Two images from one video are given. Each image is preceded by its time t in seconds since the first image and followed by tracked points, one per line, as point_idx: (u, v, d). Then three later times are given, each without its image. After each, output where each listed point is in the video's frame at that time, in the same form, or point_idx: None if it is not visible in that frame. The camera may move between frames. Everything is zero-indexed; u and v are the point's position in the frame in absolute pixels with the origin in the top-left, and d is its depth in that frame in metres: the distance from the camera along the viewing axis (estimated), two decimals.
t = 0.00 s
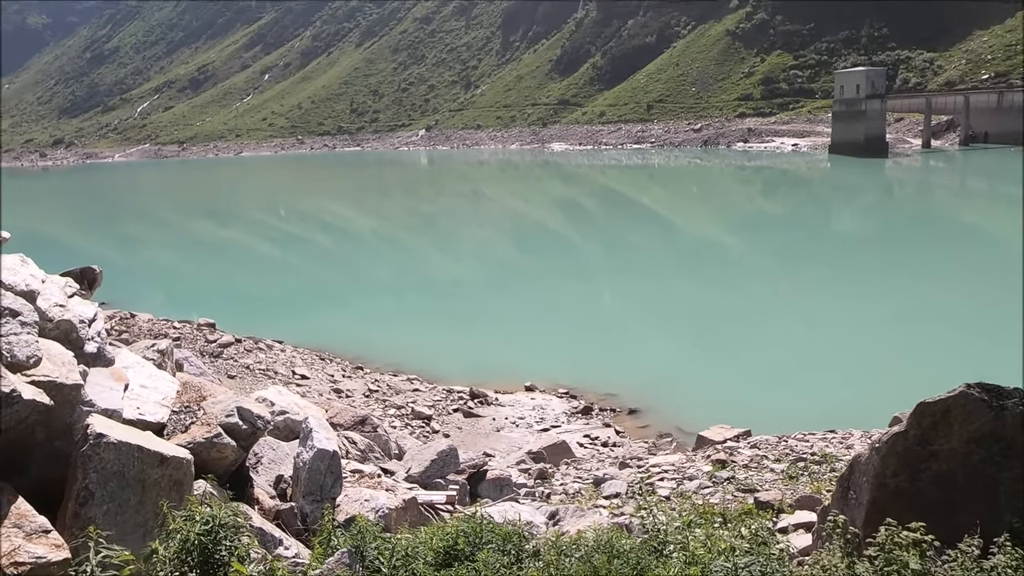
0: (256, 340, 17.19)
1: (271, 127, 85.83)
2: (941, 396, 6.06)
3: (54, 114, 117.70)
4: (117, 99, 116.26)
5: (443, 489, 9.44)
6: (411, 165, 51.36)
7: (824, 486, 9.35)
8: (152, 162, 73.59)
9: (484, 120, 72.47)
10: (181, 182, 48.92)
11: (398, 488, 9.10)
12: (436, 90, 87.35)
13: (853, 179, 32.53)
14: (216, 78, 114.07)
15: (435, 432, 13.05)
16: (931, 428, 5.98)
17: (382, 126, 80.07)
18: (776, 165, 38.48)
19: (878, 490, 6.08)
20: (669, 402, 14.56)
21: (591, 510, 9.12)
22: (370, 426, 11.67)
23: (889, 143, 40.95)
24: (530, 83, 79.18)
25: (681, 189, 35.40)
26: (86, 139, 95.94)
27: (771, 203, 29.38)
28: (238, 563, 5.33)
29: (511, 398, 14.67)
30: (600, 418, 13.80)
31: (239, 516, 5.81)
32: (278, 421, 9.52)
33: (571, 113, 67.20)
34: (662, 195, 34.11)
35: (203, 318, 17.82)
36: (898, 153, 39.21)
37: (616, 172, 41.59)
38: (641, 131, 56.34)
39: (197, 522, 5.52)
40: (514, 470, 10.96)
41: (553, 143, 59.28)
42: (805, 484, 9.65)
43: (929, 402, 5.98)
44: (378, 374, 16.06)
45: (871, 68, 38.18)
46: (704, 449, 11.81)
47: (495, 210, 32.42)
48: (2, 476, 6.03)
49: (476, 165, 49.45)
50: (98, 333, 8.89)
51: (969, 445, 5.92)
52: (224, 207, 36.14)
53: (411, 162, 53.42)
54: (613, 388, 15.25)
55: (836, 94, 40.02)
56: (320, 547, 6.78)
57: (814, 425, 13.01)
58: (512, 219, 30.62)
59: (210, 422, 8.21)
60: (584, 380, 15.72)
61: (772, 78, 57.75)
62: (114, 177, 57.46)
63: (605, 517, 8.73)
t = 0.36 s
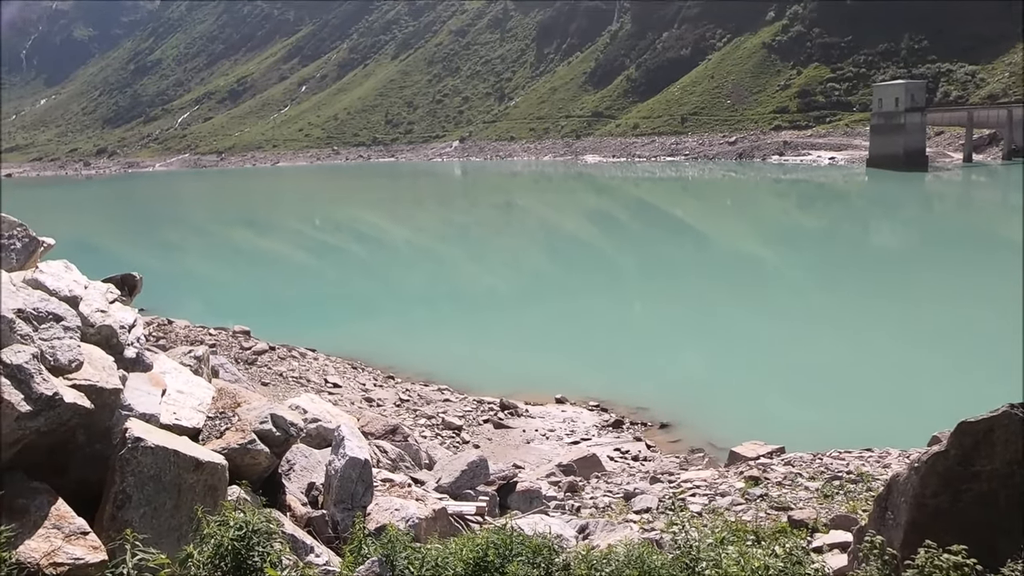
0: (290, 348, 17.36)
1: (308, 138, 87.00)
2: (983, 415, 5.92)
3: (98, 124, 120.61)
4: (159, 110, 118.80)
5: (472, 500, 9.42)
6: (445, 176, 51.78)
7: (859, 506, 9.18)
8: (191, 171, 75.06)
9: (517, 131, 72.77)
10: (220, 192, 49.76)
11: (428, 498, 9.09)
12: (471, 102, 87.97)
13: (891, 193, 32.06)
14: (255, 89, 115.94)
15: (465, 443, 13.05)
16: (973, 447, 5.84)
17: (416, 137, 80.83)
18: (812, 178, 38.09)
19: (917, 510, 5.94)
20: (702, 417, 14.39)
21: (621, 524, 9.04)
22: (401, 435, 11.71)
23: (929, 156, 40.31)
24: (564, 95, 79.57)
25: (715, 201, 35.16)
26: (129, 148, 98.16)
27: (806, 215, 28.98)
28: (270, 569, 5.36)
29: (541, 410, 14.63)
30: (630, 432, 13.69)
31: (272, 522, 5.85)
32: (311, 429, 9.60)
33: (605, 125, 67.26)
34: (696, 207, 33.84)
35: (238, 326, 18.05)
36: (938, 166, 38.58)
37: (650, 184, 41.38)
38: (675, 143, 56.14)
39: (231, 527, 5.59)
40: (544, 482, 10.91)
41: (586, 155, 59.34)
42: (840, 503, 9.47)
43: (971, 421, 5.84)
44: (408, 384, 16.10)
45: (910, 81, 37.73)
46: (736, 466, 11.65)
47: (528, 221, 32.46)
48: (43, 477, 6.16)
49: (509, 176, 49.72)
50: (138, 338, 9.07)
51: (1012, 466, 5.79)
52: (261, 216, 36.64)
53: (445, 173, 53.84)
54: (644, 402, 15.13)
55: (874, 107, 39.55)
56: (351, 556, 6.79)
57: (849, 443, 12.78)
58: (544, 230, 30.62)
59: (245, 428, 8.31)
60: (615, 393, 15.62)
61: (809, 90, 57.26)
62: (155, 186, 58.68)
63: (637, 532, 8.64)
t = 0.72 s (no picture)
0: (332, 351, 17.55)
1: (352, 144, 88.08)
2: None
3: (150, 130, 123.69)
4: (208, 116, 121.40)
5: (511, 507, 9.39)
6: (487, 182, 51.98)
7: (909, 523, 8.94)
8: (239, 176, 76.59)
9: (560, 138, 72.75)
10: (266, 197, 50.65)
11: (467, 504, 9.08)
12: (514, 109, 88.28)
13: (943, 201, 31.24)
14: (302, 96, 117.85)
15: (505, 449, 13.03)
16: None
17: (459, 143, 81.34)
18: (860, 186, 37.39)
19: (970, 529, 5.76)
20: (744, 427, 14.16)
21: (662, 536, 8.91)
22: (440, 440, 11.74)
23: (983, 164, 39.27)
24: (607, 101, 79.46)
25: (760, 208, 34.69)
26: (179, 153, 100.49)
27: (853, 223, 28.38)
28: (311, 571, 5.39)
29: (581, 417, 14.54)
30: (671, 442, 13.52)
31: (313, 525, 5.89)
32: (352, 433, 9.67)
33: (648, 132, 66.92)
34: (740, 214, 33.39)
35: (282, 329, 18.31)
36: (993, 174, 37.57)
37: (693, 191, 40.97)
38: (719, 150, 55.58)
39: (273, 530, 5.63)
40: (583, 491, 10.82)
41: (629, 161, 59.07)
42: (888, 519, 9.24)
43: None
44: (448, 389, 16.14)
45: (964, 87, 36.84)
46: (779, 478, 11.42)
47: (570, 227, 32.40)
48: (92, 475, 6.29)
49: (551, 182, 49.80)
50: (186, 340, 9.24)
51: None
52: (306, 221, 37.16)
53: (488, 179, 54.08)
54: (685, 411, 14.95)
55: (925, 113, 38.68)
56: (390, 560, 6.81)
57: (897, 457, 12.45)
58: (586, 237, 30.53)
59: (288, 430, 8.40)
60: (656, 402, 15.48)
61: (858, 96, 56.25)
62: (204, 191, 60.05)
63: (677, 544, 8.50)
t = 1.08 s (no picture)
0: (374, 351, 17.69)
1: (396, 146, 88.89)
2: None
3: (199, 134, 126.27)
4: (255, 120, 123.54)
5: (550, 510, 9.35)
6: (529, 184, 52.10)
7: (959, 535, 8.70)
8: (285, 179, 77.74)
9: (602, 140, 72.53)
10: (311, 199, 51.38)
11: (506, 506, 9.06)
12: (556, 111, 88.33)
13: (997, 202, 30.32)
14: (346, 99, 119.33)
15: (544, 451, 12.99)
16: None
17: (501, 146, 81.47)
18: (909, 189, 36.63)
19: None
20: (788, 434, 13.90)
21: (702, 543, 8.77)
22: (480, 441, 11.75)
23: None
24: (650, 103, 79.09)
25: (806, 211, 34.13)
26: (227, 156, 102.44)
27: (901, 225, 27.61)
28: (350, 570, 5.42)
29: (621, 421, 14.44)
30: (713, 447, 13.35)
31: (353, 524, 5.93)
32: (392, 433, 9.72)
33: (691, 133, 66.35)
34: (785, 218, 32.77)
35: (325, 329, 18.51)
36: None
37: (738, 194, 40.44)
38: (764, 153, 54.80)
39: (314, 528, 5.68)
40: (622, 496, 10.72)
41: (671, 164, 58.54)
42: (938, 531, 9.00)
43: None
44: (489, 391, 16.13)
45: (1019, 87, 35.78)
46: (824, 487, 11.19)
47: (611, 230, 32.34)
48: (140, 471, 6.41)
49: (593, 185, 49.76)
50: (231, 339, 9.40)
51: None
52: (350, 223, 37.53)
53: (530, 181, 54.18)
54: (727, 417, 14.75)
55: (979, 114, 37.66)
56: (429, 561, 6.82)
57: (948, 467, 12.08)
58: (627, 239, 30.40)
59: (329, 429, 8.49)
60: (697, 406, 15.32)
61: (907, 97, 55.12)
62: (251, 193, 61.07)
63: (719, 552, 8.37)
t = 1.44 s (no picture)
0: (402, 351, 17.79)
1: (423, 148, 89.24)
2: None
3: (230, 136, 127.77)
4: (285, 122, 124.68)
5: (580, 511, 9.33)
6: (557, 184, 52.10)
7: (998, 541, 8.54)
8: (314, 180, 78.44)
9: (629, 140, 72.30)
10: (340, 200, 51.89)
11: (537, 507, 9.06)
12: (584, 111, 88.27)
13: None
14: (374, 101, 120.13)
15: (573, 452, 12.98)
16: None
17: (528, 147, 81.42)
18: (944, 187, 36.05)
19: None
20: (818, 436, 13.76)
21: (734, 546, 8.70)
22: (509, 442, 11.78)
23: None
24: (678, 102, 78.66)
25: (837, 211, 33.73)
26: (257, 158, 103.59)
27: (935, 224, 27.16)
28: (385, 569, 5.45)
29: (650, 422, 14.38)
30: (743, 449, 13.25)
31: (387, 524, 5.97)
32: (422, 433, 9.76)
33: (720, 133, 65.91)
34: (817, 218, 32.38)
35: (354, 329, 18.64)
36: None
37: (768, 194, 40.07)
38: (795, 152, 54.23)
39: (349, 528, 5.73)
40: (652, 497, 10.67)
41: (700, 163, 58.15)
42: (975, 536, 8.84)
43: None
44: (517, 391, 16.14)
45: None
46: (857, 490, 11.05)
47: (639, 230, 32.31)
48: (178, 469, 6.53)
49: (621, 184, 49.73)
50: (264, 340, 9.52)
51: None
52: (379, 224, 37.77)
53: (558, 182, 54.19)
54: (757, 418, 14.61)
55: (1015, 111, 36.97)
56: (461, 561, 6.84)
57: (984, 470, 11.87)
58: (654, 239, 30.35)
59: (361, 429, 8.57)
60: (726, 408, 15.22)
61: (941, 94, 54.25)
62: (281, 194, 61.74)
63: (750, 555, 8.31)
